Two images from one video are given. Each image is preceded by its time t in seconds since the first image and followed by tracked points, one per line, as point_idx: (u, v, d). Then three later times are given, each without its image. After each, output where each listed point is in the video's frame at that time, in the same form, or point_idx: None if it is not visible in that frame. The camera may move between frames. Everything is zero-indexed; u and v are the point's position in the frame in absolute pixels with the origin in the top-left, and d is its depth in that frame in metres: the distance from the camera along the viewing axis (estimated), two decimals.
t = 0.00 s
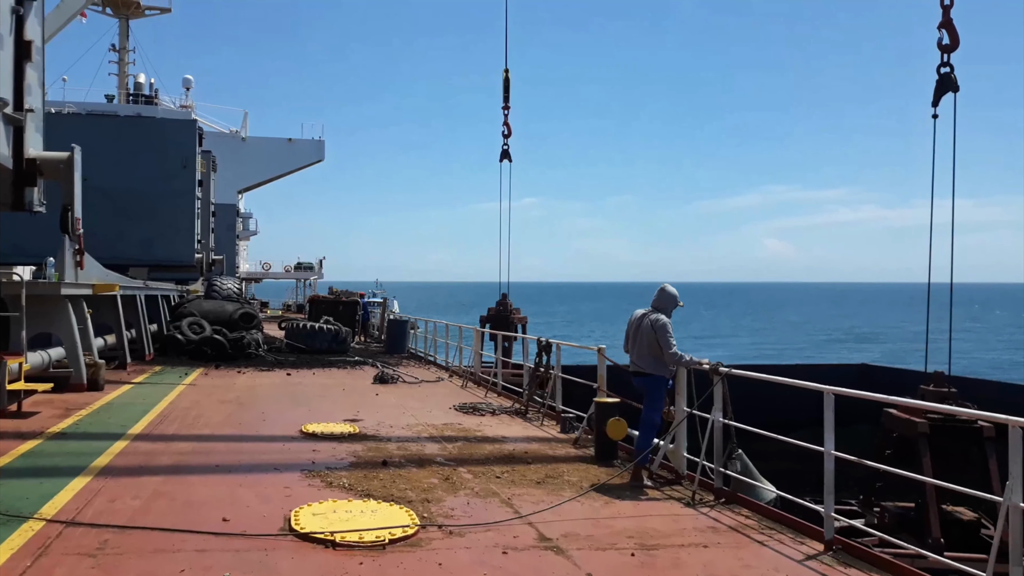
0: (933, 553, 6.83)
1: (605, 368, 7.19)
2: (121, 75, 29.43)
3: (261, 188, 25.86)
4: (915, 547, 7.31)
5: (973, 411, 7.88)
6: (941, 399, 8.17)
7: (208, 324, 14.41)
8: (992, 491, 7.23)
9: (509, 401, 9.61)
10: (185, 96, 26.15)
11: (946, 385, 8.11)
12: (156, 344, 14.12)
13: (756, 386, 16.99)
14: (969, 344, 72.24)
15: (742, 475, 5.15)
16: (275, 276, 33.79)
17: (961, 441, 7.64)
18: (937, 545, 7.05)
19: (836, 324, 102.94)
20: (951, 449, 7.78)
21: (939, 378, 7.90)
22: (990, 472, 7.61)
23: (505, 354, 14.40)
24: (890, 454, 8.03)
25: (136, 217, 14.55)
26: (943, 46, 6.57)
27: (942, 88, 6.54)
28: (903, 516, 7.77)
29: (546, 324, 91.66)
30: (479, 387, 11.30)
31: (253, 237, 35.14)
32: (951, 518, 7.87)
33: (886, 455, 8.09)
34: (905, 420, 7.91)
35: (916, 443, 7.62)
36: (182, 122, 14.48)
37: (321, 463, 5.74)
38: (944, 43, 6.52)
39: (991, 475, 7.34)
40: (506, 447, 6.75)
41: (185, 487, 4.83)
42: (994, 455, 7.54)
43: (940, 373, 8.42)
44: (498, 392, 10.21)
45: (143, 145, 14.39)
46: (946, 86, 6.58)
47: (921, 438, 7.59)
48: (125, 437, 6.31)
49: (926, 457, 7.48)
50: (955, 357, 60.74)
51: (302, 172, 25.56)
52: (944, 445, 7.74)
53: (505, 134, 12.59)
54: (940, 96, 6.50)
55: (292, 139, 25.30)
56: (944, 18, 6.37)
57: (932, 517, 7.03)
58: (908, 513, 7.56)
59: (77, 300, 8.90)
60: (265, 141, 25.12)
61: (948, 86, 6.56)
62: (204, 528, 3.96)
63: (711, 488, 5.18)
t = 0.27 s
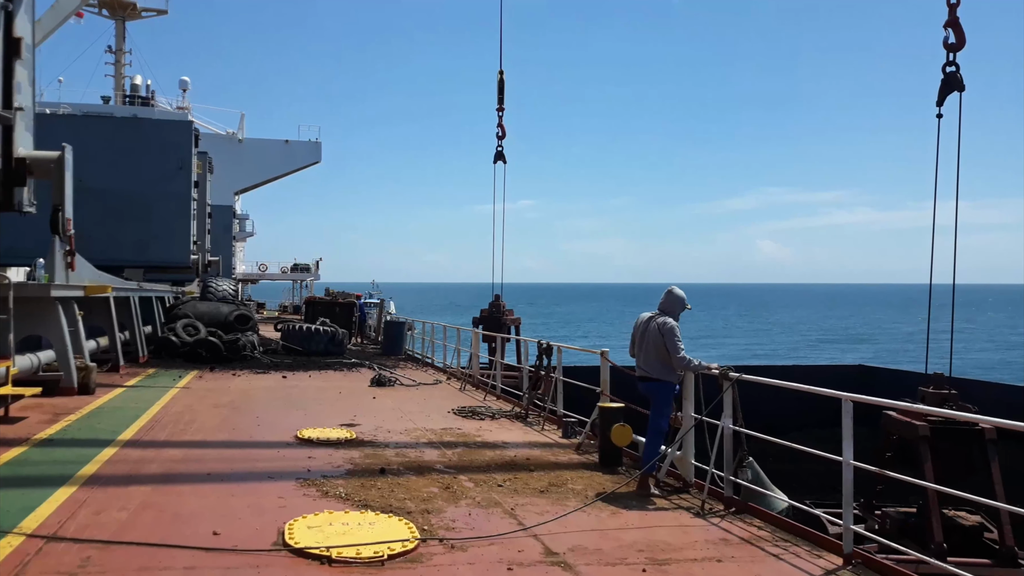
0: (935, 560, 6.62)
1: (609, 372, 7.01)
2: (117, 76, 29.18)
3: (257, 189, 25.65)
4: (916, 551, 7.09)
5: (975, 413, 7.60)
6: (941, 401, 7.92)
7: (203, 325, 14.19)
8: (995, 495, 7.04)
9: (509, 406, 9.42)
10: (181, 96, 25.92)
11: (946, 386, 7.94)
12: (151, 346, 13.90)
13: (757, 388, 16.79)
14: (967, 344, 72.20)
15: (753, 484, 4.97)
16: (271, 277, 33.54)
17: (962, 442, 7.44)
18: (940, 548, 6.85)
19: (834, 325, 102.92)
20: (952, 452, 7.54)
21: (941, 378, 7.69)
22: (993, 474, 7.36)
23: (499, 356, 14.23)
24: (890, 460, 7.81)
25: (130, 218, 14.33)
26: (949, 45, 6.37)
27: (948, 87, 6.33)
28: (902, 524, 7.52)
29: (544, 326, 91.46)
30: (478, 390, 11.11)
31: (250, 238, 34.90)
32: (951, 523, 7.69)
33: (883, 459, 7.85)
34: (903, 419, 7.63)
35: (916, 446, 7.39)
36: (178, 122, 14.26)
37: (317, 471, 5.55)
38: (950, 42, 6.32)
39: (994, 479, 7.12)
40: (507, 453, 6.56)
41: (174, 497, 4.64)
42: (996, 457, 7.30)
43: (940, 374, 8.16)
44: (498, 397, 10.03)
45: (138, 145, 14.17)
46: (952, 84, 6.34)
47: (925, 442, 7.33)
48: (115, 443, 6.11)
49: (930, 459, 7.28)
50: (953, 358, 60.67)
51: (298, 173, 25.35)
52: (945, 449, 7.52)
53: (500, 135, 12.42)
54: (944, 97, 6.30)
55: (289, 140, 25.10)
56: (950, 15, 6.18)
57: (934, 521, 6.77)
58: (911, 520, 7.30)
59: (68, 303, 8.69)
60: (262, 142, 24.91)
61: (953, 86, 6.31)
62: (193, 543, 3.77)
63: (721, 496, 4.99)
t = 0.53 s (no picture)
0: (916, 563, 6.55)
1: (594, 373, 6.88)
2: (92, 70, 28.58)
3: (235, 186, 25.22)
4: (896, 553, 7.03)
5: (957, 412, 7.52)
6: (923, 400, 7.82)
7: (178, 324, 13.86)
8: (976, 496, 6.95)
9: (491, 407, 9.24)
10: (157, 91, 25.42)
11: (928, 383, 7.86)
12: (124, 346, 13.55)
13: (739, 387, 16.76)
14: (942, 342, 73.17)
15: (743, 488, 4.84)
16: (250, 275, 33.06)
17: (944, 441, 7.35)
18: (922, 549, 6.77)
19: (812, 322, 103.86)
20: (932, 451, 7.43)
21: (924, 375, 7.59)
22: (973, 474, 7.26)
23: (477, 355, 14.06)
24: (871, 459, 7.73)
25: (104, 215, 13.93)
26: (933, 40, 6.28)
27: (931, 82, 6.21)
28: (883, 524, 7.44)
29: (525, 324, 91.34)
30: (459, 391, 10.92)
31: (228, 236, 34.38)
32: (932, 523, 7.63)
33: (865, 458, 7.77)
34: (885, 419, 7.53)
35: (896, 445, 7.28)
36: (154, 118, 13.89)
37: (292, 477, 5.34)
38: (934, 36, 6.22)
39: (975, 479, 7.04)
40: (489, 457, 6.39)
41: (141, 506, 4.42)
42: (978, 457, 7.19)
43: (922, 373, 8.06)
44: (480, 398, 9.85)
45: (113, 141, 13.78)
46: (935, 80, 6.24)
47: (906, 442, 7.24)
48: (81, 448, 5.85)
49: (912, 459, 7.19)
50: (929, 356, 61.40)
51: (277, 170, 24.97)
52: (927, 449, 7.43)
53: (477, 133, 12.25)
54: (928, 93, 6.21)
55: (267, 137, 24.71)
56: (934, 10, 6.08)
57: (914, 521, 6.67)
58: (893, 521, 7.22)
59: (36, 302, 8.39)
60: (240, 138, 24.51)
61: (937, 82, 6.20)
62: (159, 556, 3.56)
63: (711, 501, 4.86)
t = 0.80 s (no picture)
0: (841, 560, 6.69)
1: (531, 375, 6.76)
2: None
3: (156, 182, 24.09)
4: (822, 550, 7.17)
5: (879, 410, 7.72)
6: (847, 400, 8.01)
7: (93, 327, 13.06)
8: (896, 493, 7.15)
9: (425, 411, 9.01)
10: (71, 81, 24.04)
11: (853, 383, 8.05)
12: (32, 350, 12.67)
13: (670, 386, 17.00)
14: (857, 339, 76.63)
15: (682, 493, 4.81)
16: (172, 275, 31.69)
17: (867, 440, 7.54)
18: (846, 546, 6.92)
19: (736, 322, 107.13)
20: (855, 450, 7.62)
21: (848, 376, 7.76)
22: (893, 472, 7.48)
23: (408, 357, 13.80)
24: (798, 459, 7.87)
25: (11, 212, 12.98)
26: (851, 47, 6.41)
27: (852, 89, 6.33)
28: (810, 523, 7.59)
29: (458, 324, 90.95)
30: (390, 394, 10.64)
31: (149, 234, 32.89)
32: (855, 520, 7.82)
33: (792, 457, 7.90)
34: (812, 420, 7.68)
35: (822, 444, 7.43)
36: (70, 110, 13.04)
37: (215, 491, 5.02)
38: (853, 44, 6.35)
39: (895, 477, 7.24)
40: (425, 464, 6.19)
41: (45, 527, 4.04)
42: (897, 455, 7.41)
43: (847, 374, 8.24)
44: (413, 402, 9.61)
45: (23, 134, 12.87)
46: (855, 86, 6.37)
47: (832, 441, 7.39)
48: None
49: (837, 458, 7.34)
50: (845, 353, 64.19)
51: (201, 166, 23.98)
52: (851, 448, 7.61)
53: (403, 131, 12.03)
54: (849, 98, 6.34)
55: (191, 132, 23.70)
56: (854, 17, 6.20)
57: (839, 520, 6.81)
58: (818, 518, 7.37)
59: None
60: (161, 132, 23.42)
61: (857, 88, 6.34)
62: None
63: (650, 506, 4.80)
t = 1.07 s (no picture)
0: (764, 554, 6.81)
1: (461, 375, 6.59)
2: None
3: (58, 176, 22.64)
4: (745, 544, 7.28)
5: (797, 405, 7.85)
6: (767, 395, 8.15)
7: None
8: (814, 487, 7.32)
9: (349, 414, 8.70)
10: None
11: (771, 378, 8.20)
12: None
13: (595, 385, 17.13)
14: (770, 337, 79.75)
15: (618, 493, 4.75)
16: (77, 275, 29.90)
17: (786, 435, 7.69)
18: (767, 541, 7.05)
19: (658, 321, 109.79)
20: (775, 445, 7.79)
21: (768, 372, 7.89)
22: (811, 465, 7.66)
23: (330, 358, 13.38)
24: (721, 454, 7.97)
25: None
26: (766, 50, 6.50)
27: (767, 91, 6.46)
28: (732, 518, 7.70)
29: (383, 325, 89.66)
30: (312, 397, 10.26)
31: (51, 232, 30.93)
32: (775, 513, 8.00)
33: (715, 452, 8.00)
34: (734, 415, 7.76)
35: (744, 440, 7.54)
36: None
37: (126, 502, 4.64)
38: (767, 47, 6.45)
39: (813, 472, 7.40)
40: (351, 469, 5.93)
41: None
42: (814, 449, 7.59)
43: (766, 370, 8.39)
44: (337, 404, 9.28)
45: None
46: (770, 88, 6.50)
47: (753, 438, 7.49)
48: None
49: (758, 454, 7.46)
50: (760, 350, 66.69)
51: (109, 160, 22.69)
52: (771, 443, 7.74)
53: (318, 126, 11.68)
54: (764, 100, 6.46)
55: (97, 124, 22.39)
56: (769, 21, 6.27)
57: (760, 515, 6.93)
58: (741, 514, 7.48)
59: None
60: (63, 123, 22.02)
61: (772, 90, 6.46)
62: None
63: (586, 508, 4.73)
